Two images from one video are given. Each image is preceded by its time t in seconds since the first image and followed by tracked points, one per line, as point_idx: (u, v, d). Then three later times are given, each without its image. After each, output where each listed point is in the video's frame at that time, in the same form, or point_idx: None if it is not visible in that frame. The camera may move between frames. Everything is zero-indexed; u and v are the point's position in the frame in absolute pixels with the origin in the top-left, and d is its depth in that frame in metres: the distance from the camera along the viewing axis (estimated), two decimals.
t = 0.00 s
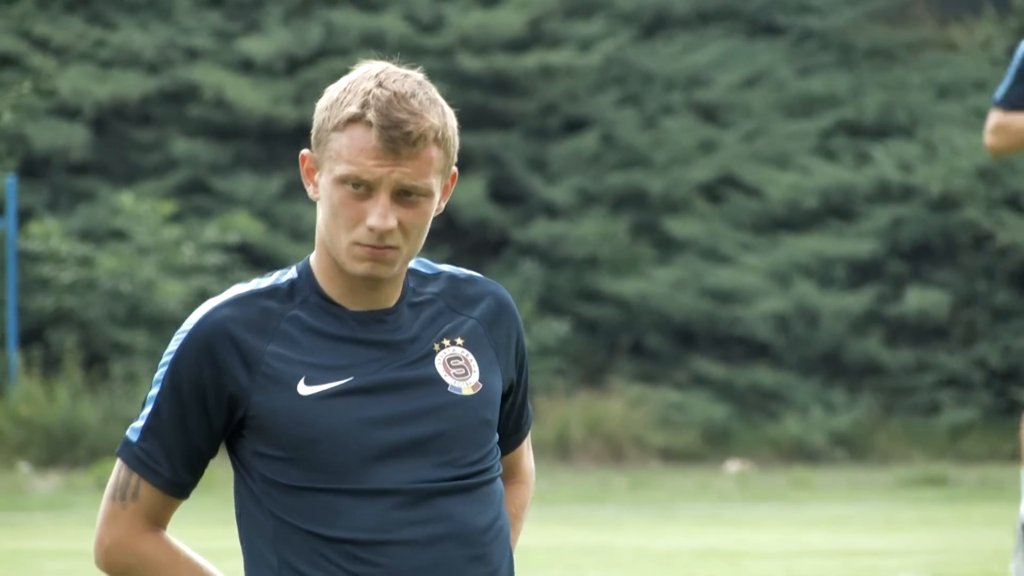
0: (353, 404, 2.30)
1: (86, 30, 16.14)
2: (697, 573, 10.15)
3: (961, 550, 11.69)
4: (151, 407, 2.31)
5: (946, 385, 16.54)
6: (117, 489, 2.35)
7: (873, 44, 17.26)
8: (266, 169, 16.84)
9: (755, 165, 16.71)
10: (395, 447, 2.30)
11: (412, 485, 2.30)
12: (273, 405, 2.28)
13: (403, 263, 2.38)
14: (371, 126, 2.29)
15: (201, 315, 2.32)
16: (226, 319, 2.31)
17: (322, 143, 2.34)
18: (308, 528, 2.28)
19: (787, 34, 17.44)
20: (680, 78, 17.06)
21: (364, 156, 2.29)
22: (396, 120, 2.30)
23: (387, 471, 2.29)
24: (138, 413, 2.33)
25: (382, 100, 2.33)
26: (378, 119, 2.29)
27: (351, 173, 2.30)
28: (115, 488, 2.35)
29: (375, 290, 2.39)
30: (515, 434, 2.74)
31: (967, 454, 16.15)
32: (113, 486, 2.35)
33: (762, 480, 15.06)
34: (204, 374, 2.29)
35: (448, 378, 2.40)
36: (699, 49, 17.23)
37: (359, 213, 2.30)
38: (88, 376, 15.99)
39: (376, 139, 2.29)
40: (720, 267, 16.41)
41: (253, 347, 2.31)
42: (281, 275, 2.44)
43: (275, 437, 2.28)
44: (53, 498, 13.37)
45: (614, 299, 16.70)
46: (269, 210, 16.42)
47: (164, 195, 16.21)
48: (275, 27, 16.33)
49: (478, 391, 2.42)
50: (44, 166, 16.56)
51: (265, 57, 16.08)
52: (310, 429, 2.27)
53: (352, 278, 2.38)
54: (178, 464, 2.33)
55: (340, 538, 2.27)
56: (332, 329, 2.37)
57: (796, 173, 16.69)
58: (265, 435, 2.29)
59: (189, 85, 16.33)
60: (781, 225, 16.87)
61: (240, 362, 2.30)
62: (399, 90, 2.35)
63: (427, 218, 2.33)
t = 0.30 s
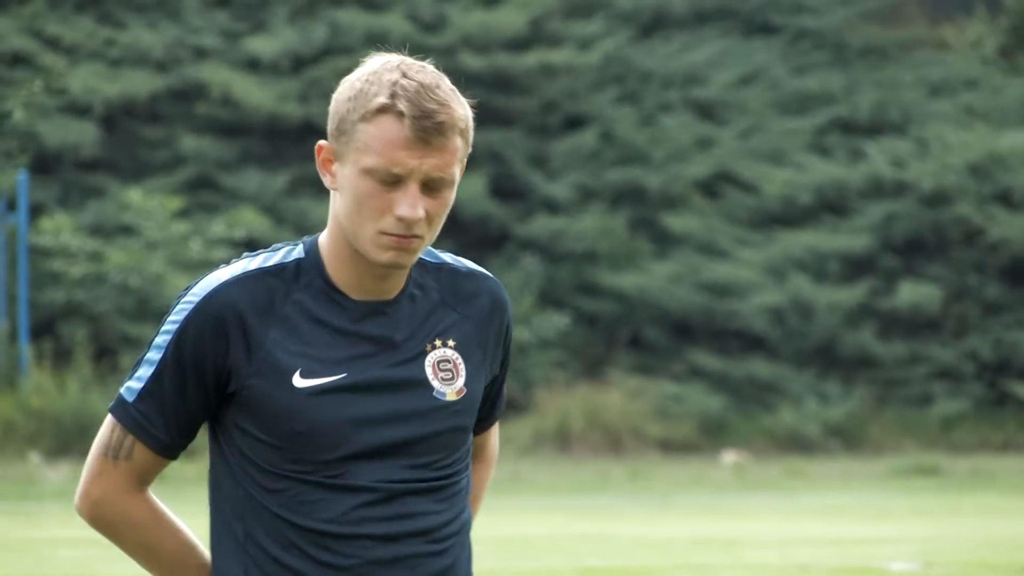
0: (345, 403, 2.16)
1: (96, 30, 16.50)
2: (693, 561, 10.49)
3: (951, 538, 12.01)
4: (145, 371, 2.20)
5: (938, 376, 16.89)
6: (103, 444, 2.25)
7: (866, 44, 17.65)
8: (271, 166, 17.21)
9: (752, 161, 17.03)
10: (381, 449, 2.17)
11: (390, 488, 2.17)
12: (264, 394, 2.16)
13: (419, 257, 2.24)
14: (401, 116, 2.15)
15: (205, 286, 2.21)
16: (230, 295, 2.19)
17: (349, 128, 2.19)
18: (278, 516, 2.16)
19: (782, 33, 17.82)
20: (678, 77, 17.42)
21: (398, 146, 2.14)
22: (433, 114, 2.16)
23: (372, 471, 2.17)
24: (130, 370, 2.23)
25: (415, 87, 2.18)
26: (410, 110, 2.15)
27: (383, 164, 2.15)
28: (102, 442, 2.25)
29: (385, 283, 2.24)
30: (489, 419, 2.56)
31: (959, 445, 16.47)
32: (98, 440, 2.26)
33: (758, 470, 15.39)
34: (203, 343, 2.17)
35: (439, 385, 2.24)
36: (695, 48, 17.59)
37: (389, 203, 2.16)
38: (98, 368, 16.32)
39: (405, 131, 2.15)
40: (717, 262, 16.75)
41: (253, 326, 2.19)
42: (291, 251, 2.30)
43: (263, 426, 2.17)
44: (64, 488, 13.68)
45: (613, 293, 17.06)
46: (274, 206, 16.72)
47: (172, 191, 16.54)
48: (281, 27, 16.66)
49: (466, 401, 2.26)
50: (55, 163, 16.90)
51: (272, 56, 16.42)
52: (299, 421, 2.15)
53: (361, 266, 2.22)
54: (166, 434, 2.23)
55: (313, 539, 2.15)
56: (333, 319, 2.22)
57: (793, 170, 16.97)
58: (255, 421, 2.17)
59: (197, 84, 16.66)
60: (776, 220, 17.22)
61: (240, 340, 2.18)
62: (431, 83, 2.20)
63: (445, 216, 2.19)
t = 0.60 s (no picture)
0: (356, 444, 2.70)
1: (109, 38, 16.97)
2: (691, 554, 10.95)
3: (939, 532, 12.50)
4: (187, 378, 2.67)
5: (928, 374, 17.37)
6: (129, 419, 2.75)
7: (859, 50, 18.11)
8: (280, 170, 17.67)
9: (747, 165, 17.53)
10: (372, 488, 2.73)
11: (373, 512, 2.76)
12: (294, 427, 2.67)
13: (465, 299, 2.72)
14: (472, 185, 2.60)
15: (262, 312, 2.66)
16: (283, 329, 2.66)
17: (411, 193, 2.63)
18: (280, 520, 2.73)
19: (777, 40, 18.27)
20: (676, 83, 17.88)
21: (464, 216, 2.59)
22: (499, 183, 2.60)
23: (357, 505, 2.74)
24: (178, 361, 2.68)
25: (482, 156, 2.62)
26: (481, 180, 2.59)
27: (452, 229, 2.60)
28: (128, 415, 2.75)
29: (410, 328, 2.72)
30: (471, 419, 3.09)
31: (948, 442, 17.00)
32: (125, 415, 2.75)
33: (753, 466, 15.87)
34: (252, 371, 2.65)
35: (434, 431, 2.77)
36: (692, 55, 18.04)
37: (453, 265, 2.62)
38: (112, 367, 16.80)
39: (475, 201, 2.60)
40: (713, 263, 17.24)
41: (296, 361, 2.67)
42: (326, 280, 2.76)
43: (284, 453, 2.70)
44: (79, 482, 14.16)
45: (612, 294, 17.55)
46: (283, 209, 17.25)
47: (184, 195, 17.03)
48: (289, 35, 17.12)
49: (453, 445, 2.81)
50: (69, 167, 17.37)
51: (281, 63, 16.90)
52: (317, 458, 2.68)
53: (394, 308, 2.70)
54: (194, 433, 2.73)
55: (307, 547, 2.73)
56: (353, 359, 2.71)
57: (787, 174, 17.45)
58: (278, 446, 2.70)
59: (208, 89, 17.10)
60: (771, 223, 17.66)
61: (280, 372, 2.67)
62: (495, 151, 2.63)
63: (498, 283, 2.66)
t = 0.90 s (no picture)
0: (376, 500, 3.18)
1: (121, 44, 17.49)
2: (685, 546, 11.48)
3: (927, 524, 13.02)
4: (245, 433, 3.10)
5: (915, 371, 17.93)
6: (180, 453, 3.18)
7: (848, 56, 18.69)
8: (287, 172, 18.17)
9: (740, 168, 18.08)
10: (382, 533, 3.26)
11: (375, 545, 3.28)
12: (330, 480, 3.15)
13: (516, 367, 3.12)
14: (530, 264, 3.01)
15: (322, 378, 3.09)
16: (340, 396, 3.09)
17: (473, 269, 3.04)
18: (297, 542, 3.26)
19: (769, 46, 18.80)
20: (671, 88, 18.40)
21: (522, 294, 3.00)
22: (554, 262, 3.01)
23: (366, 544, 3.28)
24: (242, 414, 3.09)
25: (539, 234, 3.03)
26: (538, 259, 3.01)
27: (510, 306, 3.01)
28: (182, 450, 3.17)
29: (451, 391, 3.15)
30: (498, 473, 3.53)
31: (933, 436, 17.62)
32: (180, 451, 3.17)
33: (746, 459, 16.43)
34: (307, 429, 3.11)
35: (447, 489, 3.25)
36: (688, 60, 18.55)
37: (507, 339, 3.03)
38: (124, 364, 17.35)
39: (533, 280, 3.01)
40: (707, 263, 17.78)
41: (347, 425, 3.11)
42: (379, 341, 3.18)
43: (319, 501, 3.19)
44: (93, 475, 14.66)
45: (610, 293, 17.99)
46: (290, 210, 17.79)
47: (193, 197, 17.56)
48: (295, 41, 17.62)
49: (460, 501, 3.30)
50: (82, 169, 17.89)
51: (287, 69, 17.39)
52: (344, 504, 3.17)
53: (444, 374, 3.12)
54: (244, 475, 3.17)
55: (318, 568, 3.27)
56: (393, 425, 3.15)
57: (779, 176, 17.99)
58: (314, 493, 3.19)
59: (217, 94, 17.58)
60: (763, 224, 18.20)
61: (330, 433, 3.12)
62: (552, 232, 3.05)
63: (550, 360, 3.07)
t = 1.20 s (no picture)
0: (383, 540, 2.91)
1: (133, 49, 18.14)
2: (678, 533, 12.16)
3: (913, 513, 13.66)
4: (275, 469, 2.78)
5: (899, 365, 18.58)
6: (207, 477, 2.83)
7: (834, 61, 19.43)
8: (293, 173, 18.72)
9: (730, 169, 18.72)
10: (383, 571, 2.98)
11: None
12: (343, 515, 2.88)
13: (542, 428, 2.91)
14: (563, 328, 2.87)
15: (355, 422, 2.80)
16: (370, 436, 2.82)
17: (508, 330, 2.90)
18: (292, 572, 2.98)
19: (757, 52, 19.47)
20: (663, 92, 19.00)
21: (556, 356, 2.85)
22: (587, 327, 2.88)
23: None
24: (271, 450, 2.77)
25: (573, 299, 2.91)
26: (572, 324, 2.87)
27: (543, 366, 2.85)
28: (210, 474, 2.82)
29: (477, 441, 2.90)
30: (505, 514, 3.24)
31: (917, 428, 18.25)
32: (207, 478, 2.82)
33: (736, 450, 17.06)
34: (337, 468, 2.82)
35: (454, 530, 2.97)
36: (679, 65, 19.17)
37: (539, 400, 2.85)
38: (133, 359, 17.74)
39: (566, 343, 2.86)
40: (698, 261, 18.41)
41: (374, 463, 2.84)
42: (412, 386, 2.91)
43: (337, 541, 2.91)
44: (106, 464, 15.16)
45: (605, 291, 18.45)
46: (295, 210, 18.41)
47: (202, 197, 18.19)
48: (300, 46, 18.20)
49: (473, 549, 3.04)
50: (94, 170, 18.48)
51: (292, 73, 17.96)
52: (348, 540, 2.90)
53: (470, 427, 2.87)
54: (258, 505, 2.83)
55: None
56: (418, 468, 2.88)
57: (767, 177, 18.64)
58: (332, 532, 2.91)
59: (225, 97, 18.17)
60: (752, 223, 18.85)
61: (359, 469, 2.84)
62: (585, 297, 2.92)
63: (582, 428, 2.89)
